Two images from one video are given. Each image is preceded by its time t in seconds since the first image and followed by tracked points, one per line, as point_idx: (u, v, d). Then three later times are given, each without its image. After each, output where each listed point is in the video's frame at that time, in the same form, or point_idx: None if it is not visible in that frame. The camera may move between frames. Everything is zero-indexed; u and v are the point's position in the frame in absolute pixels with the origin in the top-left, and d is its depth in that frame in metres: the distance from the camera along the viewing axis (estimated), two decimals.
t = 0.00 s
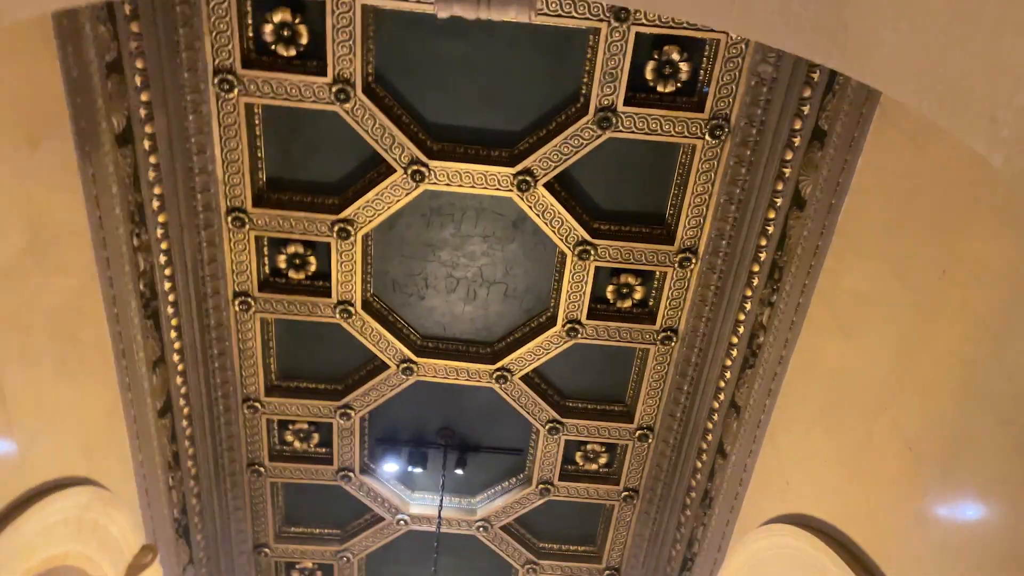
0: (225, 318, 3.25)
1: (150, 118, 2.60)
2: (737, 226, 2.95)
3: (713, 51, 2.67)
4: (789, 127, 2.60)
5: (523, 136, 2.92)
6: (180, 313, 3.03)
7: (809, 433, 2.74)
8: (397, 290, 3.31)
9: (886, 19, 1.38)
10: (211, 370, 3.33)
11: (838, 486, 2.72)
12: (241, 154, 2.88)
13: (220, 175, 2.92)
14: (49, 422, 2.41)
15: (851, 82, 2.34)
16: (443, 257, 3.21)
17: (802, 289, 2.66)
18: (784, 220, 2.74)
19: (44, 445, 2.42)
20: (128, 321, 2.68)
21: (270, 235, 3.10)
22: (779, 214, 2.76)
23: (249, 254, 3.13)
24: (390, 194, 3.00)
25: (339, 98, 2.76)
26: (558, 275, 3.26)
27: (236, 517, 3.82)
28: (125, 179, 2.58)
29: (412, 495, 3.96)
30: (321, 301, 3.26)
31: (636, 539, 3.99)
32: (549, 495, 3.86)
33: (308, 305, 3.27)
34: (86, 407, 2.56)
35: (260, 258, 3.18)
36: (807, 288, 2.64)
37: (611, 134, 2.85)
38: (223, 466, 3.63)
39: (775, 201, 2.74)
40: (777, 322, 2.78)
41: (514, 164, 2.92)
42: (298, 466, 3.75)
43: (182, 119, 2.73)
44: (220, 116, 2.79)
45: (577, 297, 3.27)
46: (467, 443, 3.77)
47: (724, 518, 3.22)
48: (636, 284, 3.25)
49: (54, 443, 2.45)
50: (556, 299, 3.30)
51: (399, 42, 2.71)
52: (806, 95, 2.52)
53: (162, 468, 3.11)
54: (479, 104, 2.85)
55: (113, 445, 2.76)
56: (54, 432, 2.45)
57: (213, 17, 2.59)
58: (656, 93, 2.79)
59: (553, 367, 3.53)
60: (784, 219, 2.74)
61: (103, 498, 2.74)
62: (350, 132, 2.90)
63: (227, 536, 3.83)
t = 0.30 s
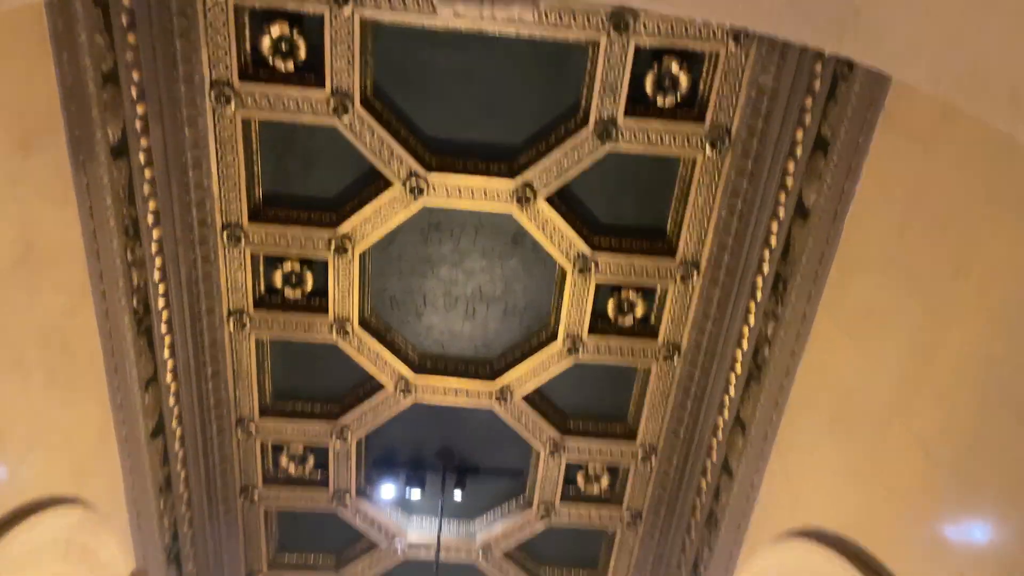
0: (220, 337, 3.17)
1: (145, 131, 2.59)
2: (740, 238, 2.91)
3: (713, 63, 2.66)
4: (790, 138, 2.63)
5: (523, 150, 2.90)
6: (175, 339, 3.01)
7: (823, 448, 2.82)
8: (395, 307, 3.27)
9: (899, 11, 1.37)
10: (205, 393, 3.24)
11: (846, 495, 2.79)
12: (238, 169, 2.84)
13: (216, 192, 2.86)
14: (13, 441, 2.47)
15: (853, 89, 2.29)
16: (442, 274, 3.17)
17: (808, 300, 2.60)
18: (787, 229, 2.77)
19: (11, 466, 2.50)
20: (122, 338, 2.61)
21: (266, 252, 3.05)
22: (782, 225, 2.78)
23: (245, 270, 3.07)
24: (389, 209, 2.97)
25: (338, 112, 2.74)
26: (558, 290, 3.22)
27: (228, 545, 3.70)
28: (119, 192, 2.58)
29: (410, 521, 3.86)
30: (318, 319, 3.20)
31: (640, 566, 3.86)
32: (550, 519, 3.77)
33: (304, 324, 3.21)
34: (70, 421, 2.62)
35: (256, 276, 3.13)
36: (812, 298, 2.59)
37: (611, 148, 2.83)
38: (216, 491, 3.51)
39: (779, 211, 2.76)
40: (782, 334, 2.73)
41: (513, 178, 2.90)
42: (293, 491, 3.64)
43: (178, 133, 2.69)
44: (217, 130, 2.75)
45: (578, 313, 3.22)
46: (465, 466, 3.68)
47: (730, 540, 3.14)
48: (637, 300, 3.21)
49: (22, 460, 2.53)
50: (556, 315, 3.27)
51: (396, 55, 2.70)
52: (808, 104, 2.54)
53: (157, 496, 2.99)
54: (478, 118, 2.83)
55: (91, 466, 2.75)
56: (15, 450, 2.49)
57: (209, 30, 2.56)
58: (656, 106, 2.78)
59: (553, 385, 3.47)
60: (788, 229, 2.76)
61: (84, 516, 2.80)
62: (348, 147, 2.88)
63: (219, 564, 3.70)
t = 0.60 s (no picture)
0: (219, 356, 3.11)
1: (147, 145, 2.56)
2: (747, 249, 2.88)
3: (718, 72, 2.64)
4: (797, 146, 2.60)
5: (527, 162, 2.87)
6: (174, 361, 2.97)
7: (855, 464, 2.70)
8: (397, 324, 3.21)
9: None
10: (204, 414, 3.16)
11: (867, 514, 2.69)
12: (239, 183, 2.81)
13: (217, 207, 2.83)
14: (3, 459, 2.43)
15: (863, 92, 2.30)
16: (445, 289, 3.13)
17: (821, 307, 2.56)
18: (796, 238, 2.74)
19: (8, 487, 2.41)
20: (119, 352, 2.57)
21: (267, 268, 3.00)
22: (791, 233, 2.74)
23: (246, 286, 3.02)
24: (392, 223, 2.93)
25: (340, 124, 2.71)
26: (564, 304, 3.17)
27: (226, 572, 3.59)
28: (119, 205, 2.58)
29: (413, 545, 3.76)
30: (319, 337, 3.15)
31: None
32: (556, 541, 3.68)
33: (305, 341, 3.16)
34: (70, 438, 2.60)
35: (257, 292, 3.08)
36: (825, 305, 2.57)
37: (616, 158, 2.80)
38: (215, 516, 3.42)
39: (787, 220, 2.72)
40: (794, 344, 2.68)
41: (518, 190, 2.87)
42: (293, 515, 3.55)
43: (180, 146, 2.65)
44: (219, 144, 2.72)
45: (583, 329, 3.18)
46: (470, 488, 3.60)
47: (743, 559, 3.06)
48: (644, 314, 3.16)
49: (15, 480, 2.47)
50: (562, 331, 3.22)
51: (399, 67, 2.68)
52: (815, 111, 2.53)
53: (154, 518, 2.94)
54: (482, 130, 2.81)
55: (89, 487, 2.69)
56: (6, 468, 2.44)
57: (212, 42, 2.54)
58: (661, 116, 2.76)
59: (558, 403, 3.41)
60: (796, 237, 2.73)
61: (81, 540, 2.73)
62: (351, 160, 2.85)
63: None
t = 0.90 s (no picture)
0: (218, 372, 3.07)
1: (144, 156, 2.53)
2: (751, 256, 2.85)
3: (719, 77, 2.63)
4: (800, 147, 2.55)
5: (527, 171, 2.85)
6: (172, 375, 2.92)
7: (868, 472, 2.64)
8: (398, 337, 3.17)
9: None
10: (202, 431, 3.12)
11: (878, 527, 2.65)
12: (238, 195, 2.78)
13: (215, 219, 2.80)
14: None
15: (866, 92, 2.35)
16: (447, 301, 3.09)
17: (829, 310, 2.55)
18: (801, 243, 2.70)
19: None
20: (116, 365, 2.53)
21: (266, 281, 2.97)
22: (795, 239, 2.70)
23: (245, 300, 2.98)
24: (392, 234, 2.90)
25: (339, 133, 2.69)
26: (566, 315, 3.14)
27: None
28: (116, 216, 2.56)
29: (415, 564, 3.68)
30: (319, 351, 3.11)
31: None
32: (562, 558, 3.60)
33: (305, 355, 3.11)
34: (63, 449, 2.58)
35: (257, 307, 3.04)
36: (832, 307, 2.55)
37: (617, 165, 2.78)
38: (213, 536, 3.35)
39: (791, 226, 2.67)
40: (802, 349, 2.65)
41: (519, 199, 2.85)
42: (293, 535, 3.48)
43: (177, 157, 2.63)
44: (217, 155, 2.70)
45: (586, 339, 3.14)
46: (473, 504, 3.53)
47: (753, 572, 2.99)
48: (648, 324, 3.13)
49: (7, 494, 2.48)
50: (565, 342, 3.17)
51: (398, 77, 2.67)
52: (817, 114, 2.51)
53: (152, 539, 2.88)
54: (482, 139, 2.79)
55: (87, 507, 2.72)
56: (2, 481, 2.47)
57: (210, 53, 2.53)
58: (662, 122, 2.74)
59: (561, 416, 3.36)
60: (801, 243, 2.70)
61: (74, 550, 2.77)
62: (350, 171, 2.82)
63: None
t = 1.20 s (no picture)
0: (220, 386, 3.05)
1: (145, 169, 2.52)
2: (755, 260, 2.82)
3: (719, 82, 2.62)
4: (802, 151, 2.54)
5: (528, 179, 2.84)
6: (175, 390, 2.89)
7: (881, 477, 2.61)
8: (402, 348, 3.15)
9: None
10: (205, 446, 3.09)
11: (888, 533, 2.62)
12: (239, 207, 2.78)
13: (217, 233, 2.79)
14: None
15: (867, 92, 2.33)
16: (449, 312, 3.07)
17: (834, 313, 2.52)
18: (805, 248, 2.68)
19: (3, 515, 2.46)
20: (118, 377, 2.54)
21: (268, 294, 2.96)
22: (799, 242, 2.67)
23: (247, 314, 2.97)
24: (394, 245, 2.89)
25: (339, 144, 2.69)
26: (570, 324, 3.12)
27: None
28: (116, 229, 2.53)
29: None
30: (322, 364, 3.09)
31: None
32: (570, 571, 3.55)
33: (308, 368, 3.09)
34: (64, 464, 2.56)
35: (259, 320, 3.03)
36: (838, 311, 2.52)
37: (619, 172, 2.77)
38: (218, 553, 3.32)
39: (794, 229, 2.66)
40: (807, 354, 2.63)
41: (520, 208, 2.84)
42: (298, 551, 3.45)
43: (178, 170, 2.63)
44: (218, 169, 2.70)
45: (591, 348, 3.11)
46: (479, 517, 3.50)
47: None
48: (652, 331, 3.10)
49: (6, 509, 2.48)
50: (569, 351, 3.15)
51: (398, 87, 2.67)
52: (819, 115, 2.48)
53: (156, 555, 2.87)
54: (482, 147, 2.78)
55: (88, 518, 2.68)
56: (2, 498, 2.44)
57: (209, 67, 2.53)
58: (662, 128, 2.73)
59: (567, 426, 3.33)
60: (805, 247, 2.67)
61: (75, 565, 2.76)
62: (351, 182, 2.82)
63: None
